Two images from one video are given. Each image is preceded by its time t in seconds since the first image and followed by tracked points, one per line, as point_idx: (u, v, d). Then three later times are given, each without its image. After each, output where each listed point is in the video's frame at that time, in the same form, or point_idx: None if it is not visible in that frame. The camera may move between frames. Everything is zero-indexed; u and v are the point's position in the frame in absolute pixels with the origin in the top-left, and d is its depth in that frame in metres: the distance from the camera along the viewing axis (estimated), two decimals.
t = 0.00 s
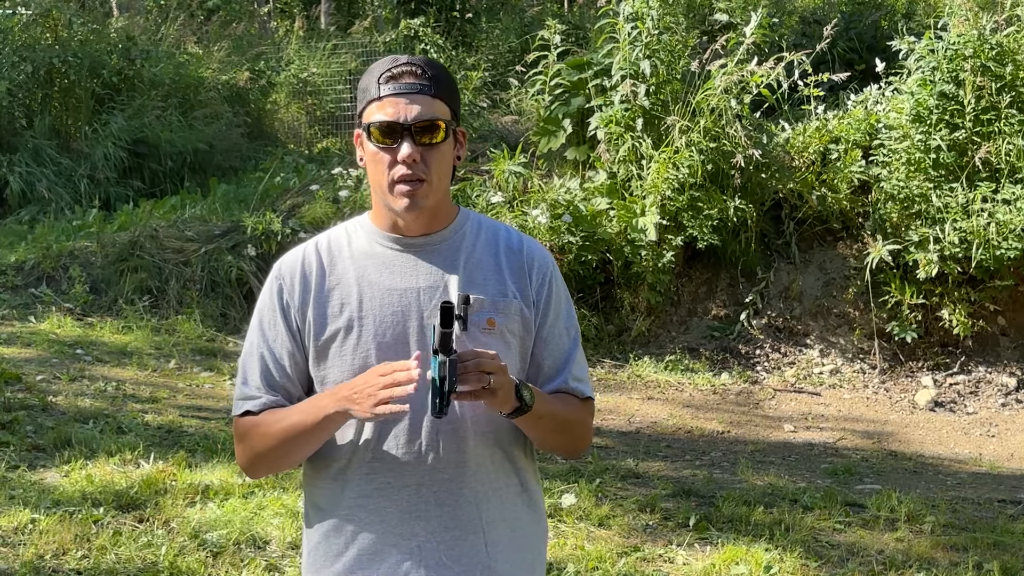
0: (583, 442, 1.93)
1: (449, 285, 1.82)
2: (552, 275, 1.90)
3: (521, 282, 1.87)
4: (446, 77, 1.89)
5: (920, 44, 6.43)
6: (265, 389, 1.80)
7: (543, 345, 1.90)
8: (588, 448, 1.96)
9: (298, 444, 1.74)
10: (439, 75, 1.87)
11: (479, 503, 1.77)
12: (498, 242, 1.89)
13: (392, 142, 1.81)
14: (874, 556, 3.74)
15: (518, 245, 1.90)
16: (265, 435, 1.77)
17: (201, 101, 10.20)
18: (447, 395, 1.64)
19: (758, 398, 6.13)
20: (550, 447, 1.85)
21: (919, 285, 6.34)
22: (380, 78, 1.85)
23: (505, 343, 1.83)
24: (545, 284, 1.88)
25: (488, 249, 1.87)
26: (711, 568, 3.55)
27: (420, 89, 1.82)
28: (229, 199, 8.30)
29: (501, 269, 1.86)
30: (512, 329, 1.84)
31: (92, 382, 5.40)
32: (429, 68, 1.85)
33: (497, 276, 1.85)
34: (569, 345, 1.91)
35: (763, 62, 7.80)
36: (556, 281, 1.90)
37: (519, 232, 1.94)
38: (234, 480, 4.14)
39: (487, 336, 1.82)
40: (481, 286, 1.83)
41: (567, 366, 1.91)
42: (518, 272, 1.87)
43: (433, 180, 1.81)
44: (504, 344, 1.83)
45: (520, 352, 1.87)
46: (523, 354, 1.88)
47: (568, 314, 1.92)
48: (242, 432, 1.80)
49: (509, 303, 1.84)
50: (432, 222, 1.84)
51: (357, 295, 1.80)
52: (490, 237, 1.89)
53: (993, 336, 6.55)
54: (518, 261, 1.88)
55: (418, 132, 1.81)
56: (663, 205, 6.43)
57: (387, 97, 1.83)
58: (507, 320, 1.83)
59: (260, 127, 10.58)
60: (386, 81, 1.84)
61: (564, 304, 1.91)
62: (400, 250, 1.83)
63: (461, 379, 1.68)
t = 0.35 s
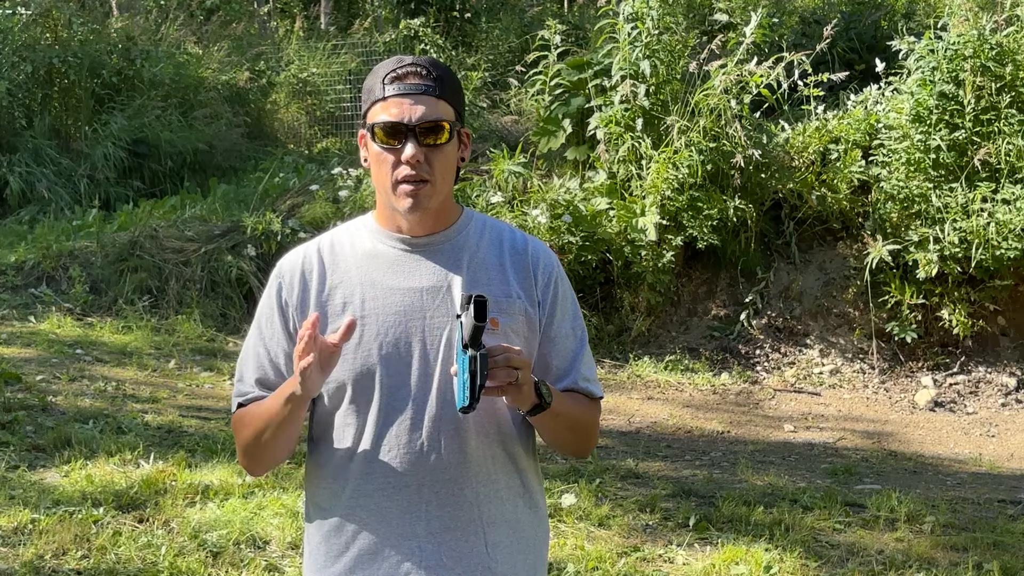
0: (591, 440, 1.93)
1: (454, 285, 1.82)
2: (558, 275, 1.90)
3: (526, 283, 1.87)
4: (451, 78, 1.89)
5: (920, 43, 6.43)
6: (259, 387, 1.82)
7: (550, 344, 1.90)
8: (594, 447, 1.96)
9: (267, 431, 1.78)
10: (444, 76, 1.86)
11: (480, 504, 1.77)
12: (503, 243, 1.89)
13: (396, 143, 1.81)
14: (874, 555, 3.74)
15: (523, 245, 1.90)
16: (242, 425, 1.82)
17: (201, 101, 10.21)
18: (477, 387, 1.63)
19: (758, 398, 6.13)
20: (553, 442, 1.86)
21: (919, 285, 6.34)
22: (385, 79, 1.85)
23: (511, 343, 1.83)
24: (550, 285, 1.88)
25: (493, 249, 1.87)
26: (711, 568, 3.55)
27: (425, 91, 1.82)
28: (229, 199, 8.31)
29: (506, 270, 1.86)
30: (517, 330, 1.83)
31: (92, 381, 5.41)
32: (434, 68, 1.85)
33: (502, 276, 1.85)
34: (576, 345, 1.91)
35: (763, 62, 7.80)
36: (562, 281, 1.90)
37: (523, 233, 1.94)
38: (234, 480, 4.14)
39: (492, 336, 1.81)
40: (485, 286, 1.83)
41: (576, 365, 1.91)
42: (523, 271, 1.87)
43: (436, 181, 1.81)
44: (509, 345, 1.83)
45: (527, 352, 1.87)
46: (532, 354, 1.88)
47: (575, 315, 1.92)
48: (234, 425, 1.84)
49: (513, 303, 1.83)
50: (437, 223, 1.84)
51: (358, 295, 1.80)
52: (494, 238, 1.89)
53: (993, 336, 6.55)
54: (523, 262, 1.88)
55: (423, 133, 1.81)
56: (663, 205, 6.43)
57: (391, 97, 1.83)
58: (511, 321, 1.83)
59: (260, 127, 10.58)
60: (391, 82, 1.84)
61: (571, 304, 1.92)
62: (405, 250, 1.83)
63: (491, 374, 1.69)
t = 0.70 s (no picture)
0: (584, 444, 1.93)
1: (454, 286, 1.82)
2: (557, 277, 1.90)
3: (525, 284, 1.87)
4: (456, 76, 1.89)
5: (920, 44, 6.43)
6: (275, 389, 1.80)
7: (547, 347, 1.90)
8: (588, 450, 1.96)
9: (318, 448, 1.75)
10: (450, 74, 1.87)
11: (479, 506, 1.77)
12: (503, 244, 1.89)
13: (398, 138, 1.81)
14: (874, 555, 3.74)
15: (523, 246, 1.90)
16: (281, 438, 1.78)
17: (201, 101, 10.21)
18: (431, 397, 1.64)
19: (757, 398, 6.13)
20: (542, 449, 1.84)
21: (919, 285, 6.34)
22: (391, 74, 1.85)
23: (507, 345, 1.83)
24: (548, 287, 1.88)
25: (493, 250, 1.87)
26: (711, 568, 3.55)
27: (430, 86, 1.82)
28: (229, 199, 8.31)
29: (505, 271, 1.86)
30: (515, 332, 1.84)
31: (92, 382, 5.41)
32: (440, 66, 1.85)
33: (501, 278, 1.85)
34: (572, 348, 1.92)
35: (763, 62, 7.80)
36: (560, 283, 1.90)
37: (524, 233, 1.94)
38: (234, 480, 4.14)
39: (489, 338, 1.82)
40: (485, 288, 1.83)
41: (568, 368, 1.91)
42: (522, 273, 1.87)
43: (439, 179, 1.81)
44: (506, 347, 1.83)
45: (523, 354, 1.87)
46: (525, 356, 1.88)
47: (571, 317, 1.92)
48: (256, 435, 1.80)
49: (512, 306, 1.83)
50: (437, 223, 1.84)
51: (363, 295, 1.80)
52: (495, 239, 1.89)
53: (993, 336, 6.56)
54: (522, 263, 1.88)
55: (426, 129, 1.81)
56: (663, 205, 6.44)
57: (396, 91, 1.82)
58: (510, 323, 1.83)
59: (260, 127, 10.58)
60: (396, 77, 1.84)
61: (568, 307, 1.92)
62: (405, 249, 1.83)
63: (450, 379, 1.68)
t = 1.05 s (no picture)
0: (583, 443, 1.93)
1: (451, 285, 1.83)
2: (553, 277, 1.90)
3: (521, 284, 1.87)
4: (456, 77, 1.89)
5: (920, 43, 6.43)
6: (267, 385, 1.80)
7: (543, 347, 1.90)
8: (586, 450, 1.96)
9: (307, 439, 1.74)
10: (449, 75, 1.87)
11: (477, 505, 1.78)
12: (500, 245, 1.89)
13: (396, 137, 1.81)
14: (874, 556, 3.74)
15: (519, 246, 1.90)
16: (269, 430, 1.77)
17: (201, 101, 10.21)
18: (433, 377, 1.64)
19: (757, 398, 6.13)
20: (539, 447, 1.84)
21: (919, 285, 6.34)
22: (390, 74, 1.85)
23: (504, 344, 1.83)
24: (545, 287, 1.88)
25: (490, 250, 1.88)
26: (711, 569, 3.55)
27: (429, 86, 1.82)
28: (229, 199, 8.31)
29: (502, 271, 1.86)
30: (512, 331, 1.84)
31: (92, 382, 5.41)
32: (440, 66, 1.85)
33: (498, 278, 1.85)
34: (569, 347, 1.92)
35: (763, 62, 7.79)
36: (556, 283, 1.91)
37: (520, 233, 1.94)
38: (234, 480, 4.14)
39: (487, 337, 1.82)
40: (481, 287, 1.84)
41: (565, 367, 1.91)
42: (519, 273, 1.87)
43: (435, 177, 1.81)
44: (503, 347, 1.83)
45: (520, 354, 1.87)
46: (523, 356, 1.89)
47: (568, 316, 1.92)
48: (245, 428, 1.80)
49: (509, 305, 1.84)
50: (434, 222, 1.84)
51: (359, 293, 1.80)
52: (491, 239, 1.89)
53: (993, 336, 6.56)
54: (519, 263, 1.88)
55: (424, 129, 1.81)
56: (663, 205, 6.43)
57: (395, 90, 1.83)
58: (507, 322, 1.83)
59: (261, 127, 10.58)
60: (396, 76, 1.84)
61: (565, 307, 1.92)
62: (402, 249, 1.83)
63: (447, 366, 1.68)
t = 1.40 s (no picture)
0: (582, 439, 1.94)
1: (447, 284, 1.82)
2: (549, 275, 1.90)
3: (517, 283, 1.87)
4: (450, 78, 1.89)
5: (920, 44, 6.43)
6: (264, 385, 1.80)
7: (540, 344, 1.90)
8: (585, 446, 1.96)
9: (305, 437, 1.74)
10: (443, 77, 1.87)
11: (476, 502, 1.78)
12: (495, 243, 1.89)
13: (392, 141, 1.80)
14: (874, 556, 3.73)
15: (514, 245, 1.89)
16: (266, 429, 1.77)
17: (201, 101, 10.21)
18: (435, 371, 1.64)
19: (758, 398, 6.13)
20: (538, 443, 1.84)
21: (919, 285, 6.34)
22: (385, 77, 1.85)
23: (501, 343, 1.83)
24: (541, 285, 1.88)
25: (485, 250, 1.88)
26: (711, 568, 3.55)
27: (424, 89, 1.82)
28: (229, 199, 8.31)
29: (498, 269, 1.86)
30: (508, 330, 1.84)
31: (92, 381, 5.41)
32: (434, 68, 1.85)
33: (494, 276, 1.85)
34: (567, 344, 1.92)
35: (763, 62, 7.79)
36: (552, 281, 1.91)
37: (516, 232, 1.94)
38: (234, 480, 4.14)
39: (484, 335, 1.82)
40: (477, 286, 1.84)
41: (563, 364, 1.91)
42: (515, 272, 1.87)
43: (431, 179, 1.81)
44: (500, 345, 1.83)
45: (517, 351, 1.87)
46: (521, 354, 1.89)
47: (565, 314, 1.92)
48: (242, 428, 1.80)
49: (505, 304, 1.84)
50: (430, 223, 1.84)
51: (354, 293, 1.80)
52: (486, 238, 1.89)
53: (993, 336, 6.56)
54: (514, 262, 1.88)
55: (420, 131, 1.81)
56: (663, 205, 6.43)
57: (390, 94, 1.83)
58: (503, 321, 1.83)
59: (261, 127, 10.58)
60: (390, 79, 1.84)
61: (562, 304, 1.92)
62: (397, 249, 1.83)
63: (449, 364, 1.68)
